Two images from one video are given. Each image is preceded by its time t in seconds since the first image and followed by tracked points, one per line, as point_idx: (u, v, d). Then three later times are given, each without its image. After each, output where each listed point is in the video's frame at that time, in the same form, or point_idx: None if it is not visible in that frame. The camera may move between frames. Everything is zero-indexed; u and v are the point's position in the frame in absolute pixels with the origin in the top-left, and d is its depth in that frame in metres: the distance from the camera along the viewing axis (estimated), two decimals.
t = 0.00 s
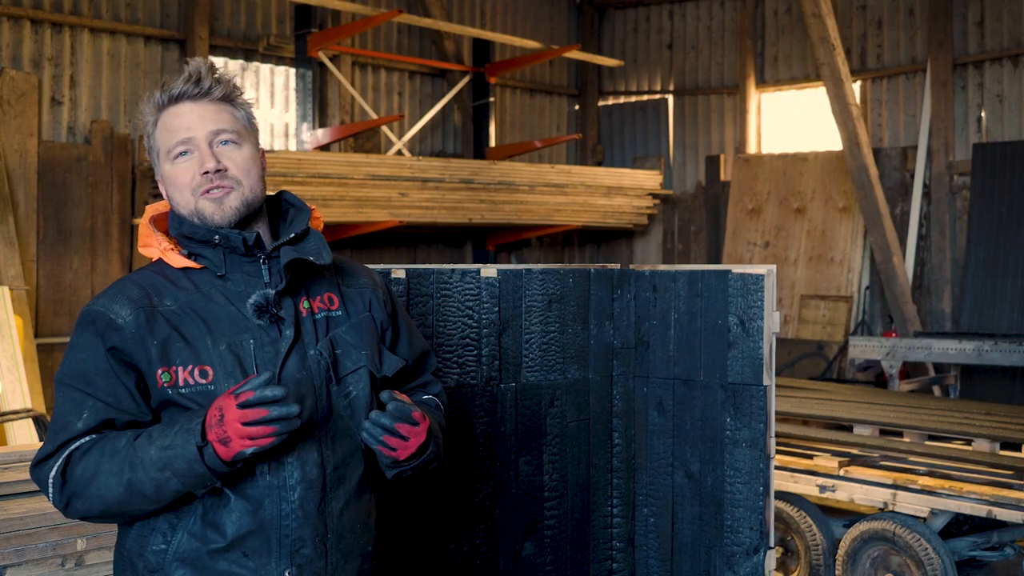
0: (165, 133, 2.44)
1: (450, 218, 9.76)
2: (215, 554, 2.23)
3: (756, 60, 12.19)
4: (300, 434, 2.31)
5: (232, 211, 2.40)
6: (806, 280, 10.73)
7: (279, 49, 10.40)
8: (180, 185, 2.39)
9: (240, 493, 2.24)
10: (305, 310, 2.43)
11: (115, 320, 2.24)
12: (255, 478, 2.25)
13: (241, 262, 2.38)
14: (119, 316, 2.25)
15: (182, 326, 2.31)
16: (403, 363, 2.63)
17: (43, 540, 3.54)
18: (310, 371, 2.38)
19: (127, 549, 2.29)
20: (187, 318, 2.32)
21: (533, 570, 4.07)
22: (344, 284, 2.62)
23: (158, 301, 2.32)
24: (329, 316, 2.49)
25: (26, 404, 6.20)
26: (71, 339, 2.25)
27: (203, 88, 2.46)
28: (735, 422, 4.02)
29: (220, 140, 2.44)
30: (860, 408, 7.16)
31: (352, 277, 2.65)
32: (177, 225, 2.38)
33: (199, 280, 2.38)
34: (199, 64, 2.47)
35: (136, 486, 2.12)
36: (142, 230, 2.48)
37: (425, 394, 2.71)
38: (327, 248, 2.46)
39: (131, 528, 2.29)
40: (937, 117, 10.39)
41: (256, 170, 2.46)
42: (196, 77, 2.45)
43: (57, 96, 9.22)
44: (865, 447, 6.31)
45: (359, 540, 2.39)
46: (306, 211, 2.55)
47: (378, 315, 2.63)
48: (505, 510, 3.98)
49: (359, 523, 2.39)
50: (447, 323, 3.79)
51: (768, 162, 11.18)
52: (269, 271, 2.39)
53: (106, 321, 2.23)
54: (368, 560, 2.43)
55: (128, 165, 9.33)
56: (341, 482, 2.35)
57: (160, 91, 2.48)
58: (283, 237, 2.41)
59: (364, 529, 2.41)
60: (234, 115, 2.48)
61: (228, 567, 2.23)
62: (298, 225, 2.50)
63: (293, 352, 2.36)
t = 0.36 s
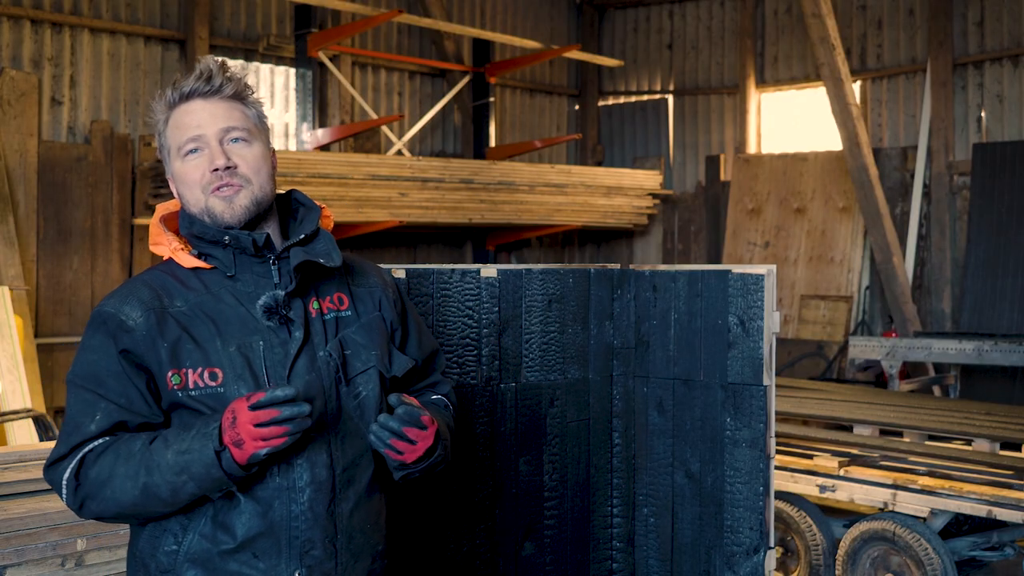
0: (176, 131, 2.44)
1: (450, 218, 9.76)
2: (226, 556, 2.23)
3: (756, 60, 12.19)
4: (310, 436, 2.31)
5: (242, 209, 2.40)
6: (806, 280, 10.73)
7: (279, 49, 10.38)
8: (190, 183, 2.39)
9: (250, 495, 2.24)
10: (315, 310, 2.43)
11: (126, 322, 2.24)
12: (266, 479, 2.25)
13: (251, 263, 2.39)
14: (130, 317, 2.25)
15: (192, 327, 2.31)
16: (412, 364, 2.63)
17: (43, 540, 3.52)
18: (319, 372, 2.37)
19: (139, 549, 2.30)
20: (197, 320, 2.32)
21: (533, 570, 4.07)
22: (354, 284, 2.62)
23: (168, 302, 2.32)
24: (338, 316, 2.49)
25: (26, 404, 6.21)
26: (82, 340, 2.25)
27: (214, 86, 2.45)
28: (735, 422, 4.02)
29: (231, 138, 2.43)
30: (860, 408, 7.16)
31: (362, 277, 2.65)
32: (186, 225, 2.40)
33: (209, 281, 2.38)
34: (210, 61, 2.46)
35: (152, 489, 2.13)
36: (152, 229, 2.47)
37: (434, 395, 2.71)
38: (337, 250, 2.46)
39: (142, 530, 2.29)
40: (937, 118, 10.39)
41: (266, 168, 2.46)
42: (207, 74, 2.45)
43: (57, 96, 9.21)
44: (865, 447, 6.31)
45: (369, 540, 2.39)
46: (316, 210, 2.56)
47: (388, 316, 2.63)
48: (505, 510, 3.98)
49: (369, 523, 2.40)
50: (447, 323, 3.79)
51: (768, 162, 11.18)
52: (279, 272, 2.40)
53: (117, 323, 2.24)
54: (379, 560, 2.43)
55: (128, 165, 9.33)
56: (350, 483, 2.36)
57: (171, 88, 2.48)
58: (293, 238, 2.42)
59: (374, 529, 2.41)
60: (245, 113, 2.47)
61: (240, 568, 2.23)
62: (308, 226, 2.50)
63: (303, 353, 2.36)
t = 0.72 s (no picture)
0: (186, 132, 2.44)
1: (450, 218, 9.76)
2: (240, 556, 2.23)
3: (756, 60, 12.19)
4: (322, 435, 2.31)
5: (254, 211, 2.40)
6: (806, 280, 10.74)
7: (279, 49, 10.37)
8: (201, 184, 2.39)
9: (263, 496, 2.24)
10: (324, 311, 2.43)
11: (138, 323, 2.24)
12: (279, 480, 2.24)
13: (261, 264, 2.39)
14: (142, 318, 2.25)
15: (203, 328, 2.31)
16: (421, 363, 2.63)
17: (43, 540, 3.49)
18: (330, 372, 2.37)
19: (151, 550, 2.29)
20: (208, 321, 2.32)
21: (532, 570, 4.08)
22: (363, 283, 2.62)
23: (179, 303, 2.32)
24: (348, 316, 2.49)
25: (26, 404, 6.22)
26: (92, 342, 2.25)
27: (225, 87, 2.46)
28: (735, 422, 4.02)
29: (242, 139, 2.44)
30: (860, 408, 7.16)
31: (370, 277, 2.65)
32: (196, 226, 2.39)
33: (219, 281, 2.38)
34: (221, 62, 2.46)
35: (166, 492, 2.13)
36: (161, 229, 2.48)
37: (443, 393, 2.70)
38: (347, 250, 2.46)
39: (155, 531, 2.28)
40: (937, 117, 10.39)
41: (277, 169, 2.46)
42: (217, 76, 2.45)
43: (57, 96, 9.21)
44: (865, 447, 6.31)
45: (380, 538, 2.40)
46: (324, 210, 2.57)
47: (396, 315, 2.63)
48: (506, 510, 3.98)
49: (380, 521, 2.40)
50: (447, 323, 3.79)
51: (768, 162, 11.18)
52: (289, 273, 2.40)
53: (129, 323, 2.24)
54: (390, 558, 2.44)
55: (128, 165, 9.33)
56: (362, 482, 2.35)
57: (181, 88, 2.48)
58: (302, 239, 2.43)
59: (385, 528, 2.42)
60: (255, 114, 2.48)
61: (253, 568, 2.23)
62: (317, 227, 2.51)
63: (313, 354, 2.36)
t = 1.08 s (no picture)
0: (194, 132, 2.44)
1: (450, 218, 9.77)
2: (246, 553, 2.22)
3: (756, 60, 12.20)
4: (328, 433, 2.30)
5: (261, 213, 2.40)
6: (806, 280, 10.74)
7: (279, 49, 10.37)
8: (209, 185, 2.39)
9: (268, 492, 2.24)
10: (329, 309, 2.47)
11: (145, 313, 2.24)
12: (282, 477, 2.26)
13: (267, 262, 2.39)
14: (149, 308, 2.25)
15: (210, 325, 2.32)
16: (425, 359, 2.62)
17: (43, 540, 3.46)
18: (335, 370, 2.37)
19: (156, 547, 2.28)
20: (215, 317, 2.33)
21: (532, 570, 4.08)
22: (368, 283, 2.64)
23: (187, 299, 2.33)
24: (353, 315, 2.53)
25: (26, 404, 6.22)
26: (100, 326, 2.25)
27: (234, 88, 2.45)
28: (735, 422, 4.02)
29: (250, 141, 2.44)
30: (860, 408, 7.16)
31: (375, 276, 2.66)
32: (203, 225, 2.38)
33: (226, 280, 2.39)
34: (229, 62, 2.45)
35: (169, 411, 2.08)
36: (167, 228, 2.47)
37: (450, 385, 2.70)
38: (353, 249, 2.47)
39: (159, 526, 2.28)
40: (937, 117, 10.39)
41: (284, 170, 2.46)
42: (226, 76, 2.44)
43: (57, 96, 9.21)
44: (864, 447, 6.31)
45: (386, 536, 2.40)
46: (330, 210, 2.55)
47: (402, 313, 2.64)
48: (506, 510, 3.99)
49: (386, 519, 2.39)
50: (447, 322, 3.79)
51: (768, 162, 11.18)
52: (294, 271, 2.40)
53: (136, 313, 2.24)
54: (395, 556, 2.43)
55: (128, 165, 9.34)
56: (367, 480, 2.34)
57: (189, 87, 2.47)
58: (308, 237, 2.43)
59: (390, 525, 2.41)
60: (263, 115, 2.48)
61: (259, 566, 2.22)
62: (323, 225, 2.50)
63: (318, 351, 2.37)
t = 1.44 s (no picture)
0: (195, 130, 2.44)
1: (450, 218, 9.77)
2: (246, 553, 2.22)
3: (756, 60, 12.20)
4: (328, 432, 2.31)
5: (262, 211, 2.39)
6: (806, 280, 10.74)
7: (279, 49, 10.36)
8: (210, 182, 2.38)
9: (269, 493, 2.24)
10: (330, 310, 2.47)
11: (146, 313, 2.24)
12: (283, 477, 2.26)
13: (268, 262, 2.39)
14: (150, 309, 2.25)
15: (210, 326, 2.32)
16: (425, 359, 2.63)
17: (43, 540, 3.45)
18: (336, 370, 2.38)
19: (157, 547, 2.28)
20: (216, 318, 2.33)
21: (532, 571, 4.08)
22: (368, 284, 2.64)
23: (188, 298, 2.33)
24: (353, 315, 2.53)
25: (26, 404, 6.22)
26: (100, 327, 2.24)
27: (235, 87, 2.46)
28: (735, 422, 4.02)
29: (251, 138, 2.44)
30: (860, 408, 7.16)
31: (376, 276, 2.66)
32: (204, 224, 2.38)
33: (227, 279, 2.38)
34: (230, 61, 2.46)
35: (174, 426, 2.08)
36: (168, 227, 2.47)
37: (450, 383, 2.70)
38: (354, 249, 2.46)
39: (160, 526, 2.28)
40: (937, 117, 10.38)
41: (286, 168, 2.45)
42: (227, 75, 2.45)
43: (57, 96, 9.20)
44: (865, 447, 6.31)
45: (386, 536, 2.39)
46: (331, 211, 2.54)
47: (402, 314, 2.64)
48: (506, 510, 3.99)
49: (386, 520, 2.39)
50: (447, 323, 3.79)
51: (768, 162, 11.17)
52: (296, 272, 2.41)
53: (137, 313, 2.24)
54: (396, 557, 2.43)
55: (128, 165, 9.34)
56: (368, 480, 2.34)
57: (190, 86, 2.48)
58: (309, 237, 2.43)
59: (391, 525, 2.41)
60: (263, 114, 2.48)
61: (259, 565, 2.22)
62: (323, 226, 2.49)
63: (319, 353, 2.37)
